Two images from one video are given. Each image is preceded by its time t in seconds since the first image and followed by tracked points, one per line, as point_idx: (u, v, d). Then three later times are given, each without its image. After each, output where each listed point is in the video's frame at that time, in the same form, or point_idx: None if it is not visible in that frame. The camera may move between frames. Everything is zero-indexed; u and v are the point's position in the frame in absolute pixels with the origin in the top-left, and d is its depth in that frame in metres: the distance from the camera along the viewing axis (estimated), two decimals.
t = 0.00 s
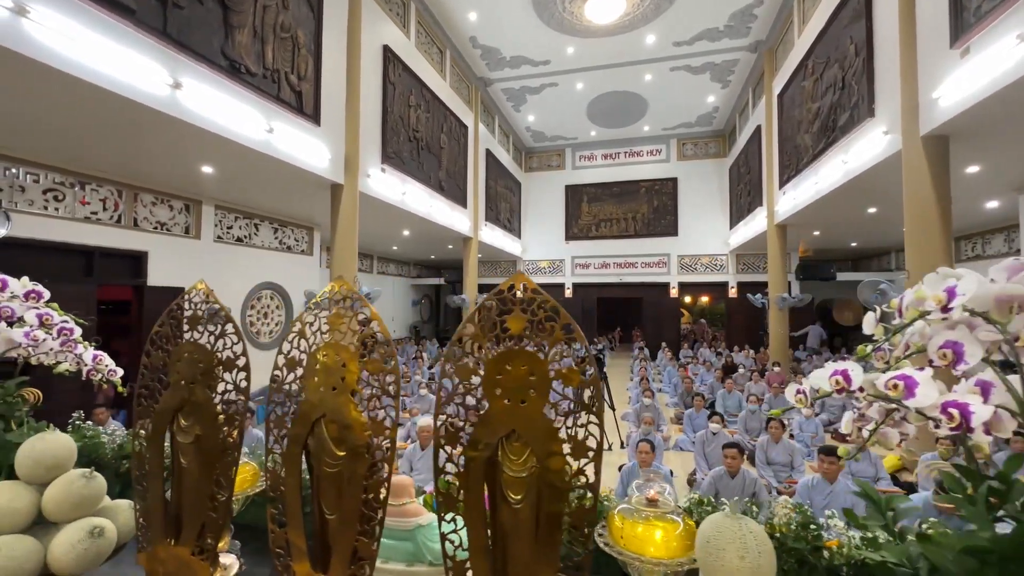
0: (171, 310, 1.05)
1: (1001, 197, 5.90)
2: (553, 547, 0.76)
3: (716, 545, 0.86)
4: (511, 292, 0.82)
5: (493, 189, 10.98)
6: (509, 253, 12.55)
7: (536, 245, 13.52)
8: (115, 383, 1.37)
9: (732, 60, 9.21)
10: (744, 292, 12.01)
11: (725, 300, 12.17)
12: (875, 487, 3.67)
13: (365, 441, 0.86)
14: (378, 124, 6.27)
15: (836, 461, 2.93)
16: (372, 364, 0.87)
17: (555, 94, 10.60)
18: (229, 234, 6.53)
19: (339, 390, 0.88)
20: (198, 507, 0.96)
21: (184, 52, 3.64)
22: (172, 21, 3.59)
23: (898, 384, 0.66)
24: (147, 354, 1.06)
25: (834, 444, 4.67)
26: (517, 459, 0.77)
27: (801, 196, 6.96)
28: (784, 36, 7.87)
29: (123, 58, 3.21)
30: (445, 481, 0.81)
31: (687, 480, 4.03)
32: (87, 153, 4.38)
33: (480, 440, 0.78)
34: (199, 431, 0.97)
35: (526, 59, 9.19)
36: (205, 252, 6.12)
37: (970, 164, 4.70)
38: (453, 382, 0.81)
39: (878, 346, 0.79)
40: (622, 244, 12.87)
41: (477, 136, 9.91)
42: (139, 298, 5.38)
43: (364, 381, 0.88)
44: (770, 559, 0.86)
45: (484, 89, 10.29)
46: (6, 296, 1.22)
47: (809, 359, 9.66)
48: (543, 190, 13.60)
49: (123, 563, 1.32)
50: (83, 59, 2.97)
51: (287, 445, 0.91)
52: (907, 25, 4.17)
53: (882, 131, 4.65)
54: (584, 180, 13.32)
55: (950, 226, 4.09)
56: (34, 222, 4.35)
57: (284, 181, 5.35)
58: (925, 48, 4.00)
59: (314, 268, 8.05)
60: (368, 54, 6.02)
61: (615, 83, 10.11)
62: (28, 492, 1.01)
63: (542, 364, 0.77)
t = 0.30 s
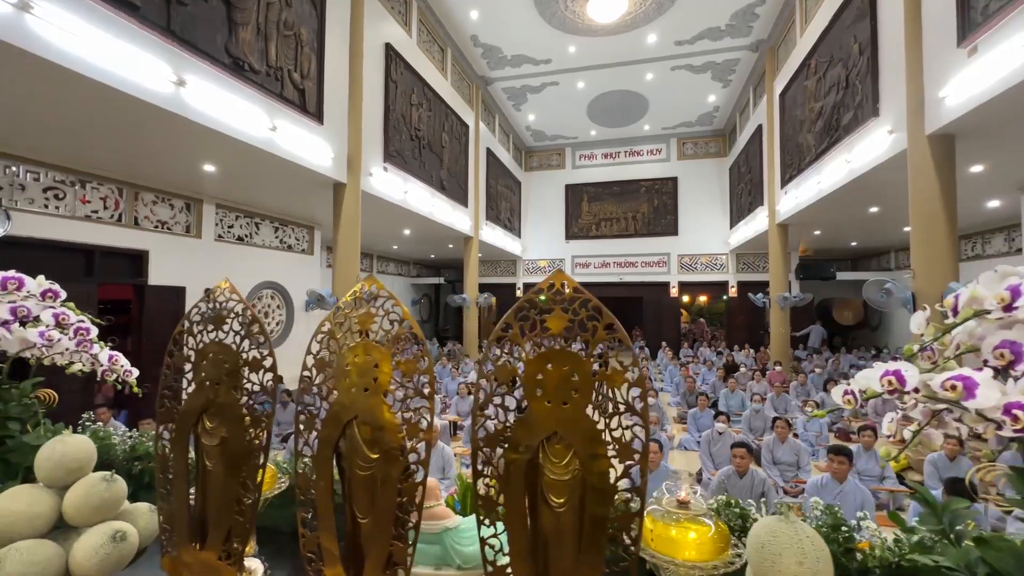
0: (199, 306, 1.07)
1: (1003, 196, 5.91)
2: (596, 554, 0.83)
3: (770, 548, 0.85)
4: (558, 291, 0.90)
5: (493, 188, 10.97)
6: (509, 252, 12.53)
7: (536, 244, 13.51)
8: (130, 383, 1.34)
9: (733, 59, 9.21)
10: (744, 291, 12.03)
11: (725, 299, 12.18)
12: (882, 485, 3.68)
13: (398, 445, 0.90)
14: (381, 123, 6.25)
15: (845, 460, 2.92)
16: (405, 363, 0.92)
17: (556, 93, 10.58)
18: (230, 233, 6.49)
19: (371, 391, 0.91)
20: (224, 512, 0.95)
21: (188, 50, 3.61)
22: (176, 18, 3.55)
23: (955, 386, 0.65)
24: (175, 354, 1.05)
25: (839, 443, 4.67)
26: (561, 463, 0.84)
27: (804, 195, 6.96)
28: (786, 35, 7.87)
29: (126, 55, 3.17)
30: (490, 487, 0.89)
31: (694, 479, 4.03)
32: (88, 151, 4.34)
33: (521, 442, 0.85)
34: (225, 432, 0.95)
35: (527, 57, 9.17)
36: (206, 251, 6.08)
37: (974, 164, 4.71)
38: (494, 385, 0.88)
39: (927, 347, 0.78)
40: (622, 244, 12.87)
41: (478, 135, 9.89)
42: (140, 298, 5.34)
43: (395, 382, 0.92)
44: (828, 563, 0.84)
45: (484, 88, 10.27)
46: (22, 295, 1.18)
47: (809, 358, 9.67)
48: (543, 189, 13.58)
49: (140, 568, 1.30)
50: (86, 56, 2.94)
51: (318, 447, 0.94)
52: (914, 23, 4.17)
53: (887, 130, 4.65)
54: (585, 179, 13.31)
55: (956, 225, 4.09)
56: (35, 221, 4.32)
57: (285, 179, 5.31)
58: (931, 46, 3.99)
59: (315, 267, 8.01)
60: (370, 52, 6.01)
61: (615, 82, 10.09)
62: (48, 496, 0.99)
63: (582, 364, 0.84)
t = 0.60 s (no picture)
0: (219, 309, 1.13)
1: (1004, 196, 5.93)
2: (639, 562, 0.91)
3: (823, 554, 0.86)
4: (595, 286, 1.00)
5: (493, 188, 10.94)
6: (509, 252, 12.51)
7: (535, 243, 13.49)
8: (145, 384, 1.32)
9: (733, 59, 9.21)
10: (744, 291, 12.04)
11: (725, 299, 12.19)
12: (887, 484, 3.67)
13: (429, 450, 0.96)
14: (384, 122, 6.24)
15: (854, 460, 2.92)
16: (437, 364, 0.98)
17: (557, 92, 10.56)
18: (231, 232, 6.45)
19: (403, 392, 0.98)
20: (250, 519, 1.03)
21: (191, 48, 3.59)
22: (180, 16, 3.52)
23: (1008, 387, 0.66)
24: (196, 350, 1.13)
25: (842, 443, 4.67)
26: (601, 467, 0.93)
27: (805, 194, 6.97)
28: (787, 35, 7.87)
29: (130, 52, 3.14)
30: (526, 492, 0.99)
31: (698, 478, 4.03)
32: (90, 149, 4.31)
33: (560, 446, 0.94)
34: (250, 435, 1.04)
35: (528, 56, 9.14)
36: (207, 250, 6.05)
37: (976, 163, 4.72)
38: (533, 385, 0.98)
39: (970, 348, 0.79)
40: (622, 243, 12.86)
41: (478, 134, 9.87)
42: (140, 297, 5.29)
43: (427, 384, 0.99)
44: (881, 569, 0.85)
45: (485, 86, 10.24)
46: (38, 294, 1.16)
47: (809, 358, 9.68)
48: (542, 189, 13.57)
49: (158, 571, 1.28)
50: (91, 53, 2.91)
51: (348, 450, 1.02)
52: (918, 23, 4.17)
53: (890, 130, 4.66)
54: (584, 179, 13.30)
55: (960, 224, 4.11)
56: (35, 219, 4.28)
57: (287, 178, 5.29)
58: (936, 46, 4.00)
59: (315, 266, 7.98)
60: (373, 51, 6.00)
61: (616, 81, 10.08)
62: (70, 500, 0.97)
63: (624, 365, 0.94)
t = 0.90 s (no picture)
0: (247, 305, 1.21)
1: (1004, 196, 5.95)
2: (686, 565, 0.94)
3: (884, 559, 0.85)
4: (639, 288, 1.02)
5: (492, 186, 10.92)
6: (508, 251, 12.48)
7: (535, 242, 13.47)
8: (162, 386, 1.29)
9: (734, 58, 9.22)
10: (742, 290, 12.06)
11: (724, 298, 12.22)
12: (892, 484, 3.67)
13: (468, 453, 1.02)
14: (386, 121, 6.22)
15: (861, 459, 2.93)
16: (473, 366, 1.05)
17: (557, 91, 10.54)
18: (231, 231, 6.40)
19: (439, 394, 1.05)
20: (278, 525, 1.09)
21: (195, 45, 3.55)
22: (183, 13, 3.49)
23: None
24: (222, 351, 1.20)
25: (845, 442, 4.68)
26: (647, 473, 0.97)
27: (806, 194, 6.98)
28: (788, 34, 7.89)
29: (133, 48, 3.10)
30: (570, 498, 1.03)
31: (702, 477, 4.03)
32: (91, 148, 4.28)
33: (604, 449, 0.98)
34: (280, 437, 1.10)
35: (528, 55, 9.12)
36: (207, 249, 6.01)
37: (978, 163, 4.74)
38: (574, 384, 1.02)
39: (1017, 348, 0.87)
40: (621, 243, 12.86)
41: (478, 133, 9.84)
42: (140, 297, 5.25)
43: (463, 386, 1.06)
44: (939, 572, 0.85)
45: (484, 85, 10.21)
46: (57, 294, 1.14)
47: (809, 357, 9.70)
48: (542, 188, 13.56)
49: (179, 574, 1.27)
50: (94, 49, 2.88)
51: (383, 453, 1.08)
52: (923, 22, 4.18)
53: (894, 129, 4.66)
54: (584, 178, 13.29)
55: (964, 224, 4.12)
56: (35, 218, 4.24)
57: (290, 177, 5.27)
58: (940, 46, 4.01)
59: (315, 266, 7.95)
60: (375, 49, 5.98)
61: (616, 80, 10.06)
62: (95, 504, 0.96)
63: (669, 367, 0.97)
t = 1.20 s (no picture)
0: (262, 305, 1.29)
1: (1002, 195, 5.97)
2: (730, 563, 0.97)
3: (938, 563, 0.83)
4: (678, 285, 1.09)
5: (491, 185, 10.88)
6: (507, 250, 12.44)
7: (533, 241, 13.46)
8: (174, 386, 1.26)
9: (733, 57, 9.22)
10: (741, 289, 12.08)
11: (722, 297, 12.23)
12: (896, 482, 3.68)
13: (499, 455, 1.06)
14: (385, 119, 6.16)
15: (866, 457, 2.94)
16: (506, 366, 1.09)
17: (556, 90, 10.52)
18: (230, 229, 6.36)
19: (470, 393, 1.10)
20: (302, 528, 1.16)
21: (196, 41, 3.51)
22: (184, 8, 3.44)
23: None
24: (243, 351, 1.27)
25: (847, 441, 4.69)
26: (687, 473, 1.00)
27: (806, 193, 6.99)
28: (788, 33, 7.89)
29: (133, 43, 3.06)
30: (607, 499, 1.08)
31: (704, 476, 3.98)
32: (91, 146, 4.24)
33: (643, 449, 1.01)
34: (303, 438, 1.17)
35: (528, 53, 9.10)
36: (206, 247, 5.96)
37: (979, 162, 4.76)
38: (610, 384, 1.06)
39: None
40: (620, 242, 12.86)
41: (478, 132, 9.81)
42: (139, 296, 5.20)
43: (493, 385, 1.10)
44: None
45: (484, 83, 10.18)
46: (71, 292, 1.11)
47: (807, 356, 9.72)
48: (540, 186, 13.54)
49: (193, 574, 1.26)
50: (94, 45, 2.84)
51: (413, 454, 1.13)
52: (926, 21, 4.18)
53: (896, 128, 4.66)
54: (583, 177, 13.28)
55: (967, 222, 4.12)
56: (33, 216, 4.19)
57: (290, 175, 5.24)
58: (944, 45, 4.01)
59: (314, 264, 7.91)
60: (376, 46, 5.94)
61: (615, 78, 10.05)
62: (112, 507, 0.93)
63: (704, 363, 1.01)
